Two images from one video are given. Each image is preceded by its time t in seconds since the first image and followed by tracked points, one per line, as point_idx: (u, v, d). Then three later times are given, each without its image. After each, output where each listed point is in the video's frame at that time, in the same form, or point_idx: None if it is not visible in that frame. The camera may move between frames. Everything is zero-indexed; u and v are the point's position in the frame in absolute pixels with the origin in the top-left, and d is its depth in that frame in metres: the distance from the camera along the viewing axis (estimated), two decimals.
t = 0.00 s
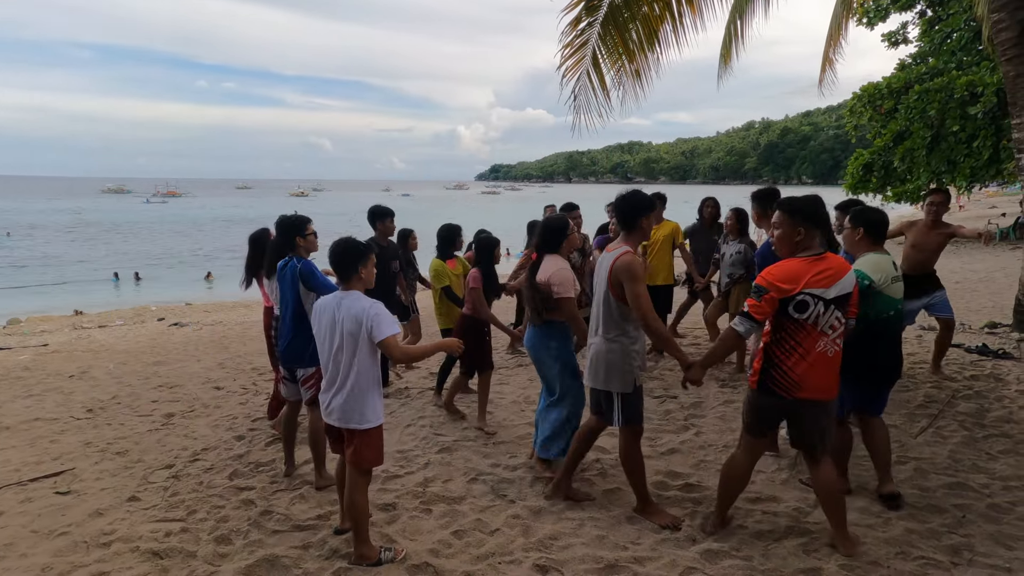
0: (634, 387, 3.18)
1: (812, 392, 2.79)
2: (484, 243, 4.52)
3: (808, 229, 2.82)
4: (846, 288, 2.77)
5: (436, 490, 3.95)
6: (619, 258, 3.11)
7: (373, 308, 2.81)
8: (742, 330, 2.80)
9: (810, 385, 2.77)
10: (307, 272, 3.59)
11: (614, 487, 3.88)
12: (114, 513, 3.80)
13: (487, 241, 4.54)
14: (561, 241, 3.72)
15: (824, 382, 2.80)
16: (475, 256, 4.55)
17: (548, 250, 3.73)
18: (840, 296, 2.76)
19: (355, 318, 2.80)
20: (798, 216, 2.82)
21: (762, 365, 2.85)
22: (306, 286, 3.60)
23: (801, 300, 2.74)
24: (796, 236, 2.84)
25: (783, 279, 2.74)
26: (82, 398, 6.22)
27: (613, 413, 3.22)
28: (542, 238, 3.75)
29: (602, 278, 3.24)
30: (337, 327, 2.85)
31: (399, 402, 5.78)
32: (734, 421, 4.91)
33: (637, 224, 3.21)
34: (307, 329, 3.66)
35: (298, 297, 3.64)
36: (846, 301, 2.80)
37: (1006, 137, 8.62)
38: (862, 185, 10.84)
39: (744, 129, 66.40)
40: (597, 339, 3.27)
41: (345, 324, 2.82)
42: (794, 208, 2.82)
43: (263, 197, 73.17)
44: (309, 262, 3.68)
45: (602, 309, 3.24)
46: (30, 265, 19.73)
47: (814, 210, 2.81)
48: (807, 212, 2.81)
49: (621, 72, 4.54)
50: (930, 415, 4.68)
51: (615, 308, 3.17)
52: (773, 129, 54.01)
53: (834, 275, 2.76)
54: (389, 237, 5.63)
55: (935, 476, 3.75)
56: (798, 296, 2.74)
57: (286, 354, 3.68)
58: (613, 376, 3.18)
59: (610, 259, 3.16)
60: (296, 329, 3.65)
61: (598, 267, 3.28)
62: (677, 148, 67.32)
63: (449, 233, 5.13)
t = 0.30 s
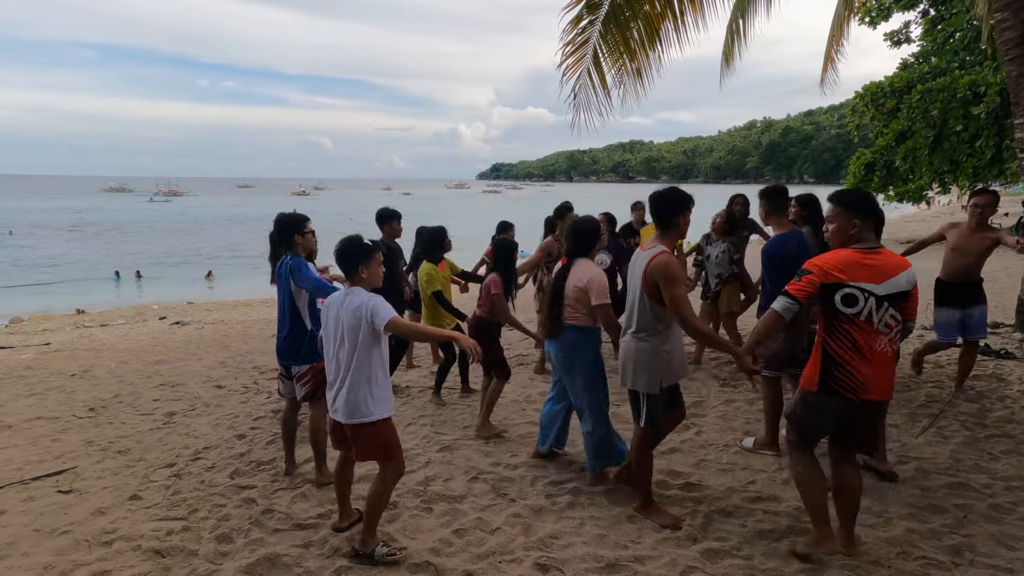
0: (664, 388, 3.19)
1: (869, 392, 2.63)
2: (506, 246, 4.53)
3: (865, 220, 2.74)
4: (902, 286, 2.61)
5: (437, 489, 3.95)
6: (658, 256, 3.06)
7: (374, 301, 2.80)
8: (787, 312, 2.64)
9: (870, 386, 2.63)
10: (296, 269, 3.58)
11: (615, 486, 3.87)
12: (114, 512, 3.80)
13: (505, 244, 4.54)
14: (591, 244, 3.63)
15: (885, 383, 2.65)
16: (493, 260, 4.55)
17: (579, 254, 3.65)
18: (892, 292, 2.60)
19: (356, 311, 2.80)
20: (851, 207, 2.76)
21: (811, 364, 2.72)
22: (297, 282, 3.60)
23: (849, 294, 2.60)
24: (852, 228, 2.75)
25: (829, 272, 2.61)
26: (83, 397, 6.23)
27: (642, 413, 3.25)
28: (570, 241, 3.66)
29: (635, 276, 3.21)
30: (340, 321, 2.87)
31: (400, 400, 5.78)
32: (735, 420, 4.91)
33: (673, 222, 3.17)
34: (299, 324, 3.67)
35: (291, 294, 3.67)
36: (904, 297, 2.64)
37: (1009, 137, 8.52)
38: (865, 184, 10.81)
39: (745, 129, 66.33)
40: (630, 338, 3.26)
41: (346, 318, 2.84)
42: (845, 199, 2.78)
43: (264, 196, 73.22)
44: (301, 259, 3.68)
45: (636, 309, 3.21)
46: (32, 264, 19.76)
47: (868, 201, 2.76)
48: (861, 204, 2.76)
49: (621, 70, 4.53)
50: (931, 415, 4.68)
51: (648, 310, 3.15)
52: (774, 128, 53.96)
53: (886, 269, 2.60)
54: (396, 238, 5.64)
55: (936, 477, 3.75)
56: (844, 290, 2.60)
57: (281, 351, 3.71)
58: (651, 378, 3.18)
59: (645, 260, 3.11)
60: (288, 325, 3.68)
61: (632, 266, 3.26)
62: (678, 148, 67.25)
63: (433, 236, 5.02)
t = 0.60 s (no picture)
0: (696, 388, 3.15)
1: (903, 400, 2.53)
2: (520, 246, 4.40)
3: (876, 224, 2.63)
4: (927, 288, 2.49)
5: (436, 488, 3.95)
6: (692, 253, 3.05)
7: (401, 318, 2.74)
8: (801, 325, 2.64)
9: (898, 394, 2.52)
10: (296, 269, 3.56)
11: (614, 485, 3.88)
12: (113, 511, 3.80)
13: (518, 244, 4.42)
14: (613, 244, 3.47)
15: (916, 391, 2.53)
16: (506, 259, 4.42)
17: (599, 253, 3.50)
18: (915, 296, 2.49)
19: (383, 326, 2.74)
20: (864, 209, 2.66)
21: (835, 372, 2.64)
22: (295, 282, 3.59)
23: (867, 301, 2.53)
24: (859, 231, 2.70)
25: (844, 280, 2.57)
26: (83, 396, 6.23)
27: (665, 411, 3.21)
28: (592, 240, 3.50)
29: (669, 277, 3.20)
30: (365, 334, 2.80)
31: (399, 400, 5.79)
32: (734, 420, 4.91)
33: (704, 221, 3.16)
34: (294, 325, 3.68)
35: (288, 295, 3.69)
36: (931, 300, 2.51)
37: (1008, 135, 8.49)
38: (864, 183, 10.80)
39: (745, 128, 66.29)
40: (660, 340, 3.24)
41: (372, 332, 2.77)
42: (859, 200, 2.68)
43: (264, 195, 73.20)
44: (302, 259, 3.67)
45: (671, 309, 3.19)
46: (32, 263, 19.77)
47: (887, 206, 2.61)
48: (875, 206, 2.63)
49: (621, 70, 4.53)
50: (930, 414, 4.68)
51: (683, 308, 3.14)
52: (774, 128, 53.93)
53: (907, 272, 2.50)
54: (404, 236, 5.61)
55: (935, 476, 3.75)
56: (861, 297, 2.54)
57: (276, 352, 3.72)
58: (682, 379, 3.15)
59: (677, 257, 3.12)
60: (283, 325, 3.69)
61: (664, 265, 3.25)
62: (678, 147, 67.19)
63: (429, 233, 5.09)
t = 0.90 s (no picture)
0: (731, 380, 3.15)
1: (922, 403, 2.55)
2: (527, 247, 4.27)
3: (922, 222, 2.62)
4: (965, 292, 2.51)
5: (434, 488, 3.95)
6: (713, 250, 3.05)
7: (450, 339, 2.68)
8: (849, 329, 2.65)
9: (916, 395, 2.55)
10: (326, 278, 3.57)
11: (613, 485, 3.87)
12: (111, 510, 3.79)
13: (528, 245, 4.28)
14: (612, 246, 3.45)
15: (938, 394, 2.54)
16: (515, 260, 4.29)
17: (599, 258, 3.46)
18: (953, 298, 2.51)
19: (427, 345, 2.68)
20: (913, 206, 2.65)
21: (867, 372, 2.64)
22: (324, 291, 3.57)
23: (904, 299, 2.56)
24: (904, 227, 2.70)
25: (886, 275, 2.59)
26: (80, 396, 6.22)
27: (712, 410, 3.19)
28: (590, 243, 3.45)
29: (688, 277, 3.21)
30: (408, 349, 2.75)
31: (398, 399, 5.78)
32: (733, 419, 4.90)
33: (727, 217, 3.15)
34: (313, 332, 3.65)
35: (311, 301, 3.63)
36: (967, 304, 2.52)
37: (1007, 134, 8.54)
38: (863, 182, 10.78)
39: (744, 127, 66.27)
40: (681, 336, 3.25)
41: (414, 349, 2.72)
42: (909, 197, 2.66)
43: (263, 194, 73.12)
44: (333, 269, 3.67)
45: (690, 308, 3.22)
46: (31, 262, 19.76)
47: (937, 203, 2.60)
48: (926, 205, 2.61)
49: (620, 69, 4.52)
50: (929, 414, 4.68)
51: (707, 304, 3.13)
52: (772, 126, 53.89)
53: (945, 275, 2.52)
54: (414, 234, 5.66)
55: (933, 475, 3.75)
56: (900, 295, 2.56)
57: (287, 358, 3.68)
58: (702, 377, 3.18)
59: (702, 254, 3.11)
60: (299, 332, 3.67)
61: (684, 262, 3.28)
62: (677, 146, 67.15)
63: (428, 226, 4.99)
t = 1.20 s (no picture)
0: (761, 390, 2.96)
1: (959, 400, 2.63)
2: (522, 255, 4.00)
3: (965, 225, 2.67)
4: (1005, 292, 2.56)
5: (432, 490, 3.94)
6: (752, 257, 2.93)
7: (540, 354, 2.42)
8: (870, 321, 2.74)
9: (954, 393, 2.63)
10: (368, 291, 3.47)
11: (611, 487, 3.87)
12: (107, 513, 3.78)
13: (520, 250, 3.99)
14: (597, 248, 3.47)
15: (975, 393, 2.61)
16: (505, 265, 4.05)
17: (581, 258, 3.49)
18: (993, 296, 2.57)
19: (518, 363, 2.40)
20: (953, 209, 2.70)
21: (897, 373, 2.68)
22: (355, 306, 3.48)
23: (943, 297, 2.62)
24: (946, 229, 2.74)
25: (924, 274, 2.66)
26: (77, 398, 6.21)
27: (740, 425, 2.97)
28: (577, 243, 3.46)
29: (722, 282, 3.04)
30: (493, 371, 2.46)
31: (396, 401, 5.78)
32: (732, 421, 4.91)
33: (756, 224, 3.04)
34: (337, 344, 3.59)
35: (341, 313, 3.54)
36: (1005, 303, 2.58)
37: (1002, 137, 8.58)
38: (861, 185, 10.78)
39: (742, 129, 66.41)
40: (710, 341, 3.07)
41: (502, 369, 2.42)
42: (948, 198, 2.71)
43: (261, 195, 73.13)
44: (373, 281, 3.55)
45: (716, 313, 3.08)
46: (29, 264, 19.75)
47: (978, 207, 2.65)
48: (967, 207, 2.66)
49: (619, 72, 4.52)
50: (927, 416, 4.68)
51: (744, 315, 2.97)
52: (770, 129, 53.97)
53: (982, 275, 2.58)
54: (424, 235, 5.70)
55: (931, 478, 3.75)
56: (939, 293, 2.63)
57: (315, 365, 3.70)
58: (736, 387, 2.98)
59: (738, 262, 2.97)
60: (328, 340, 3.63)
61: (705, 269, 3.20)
62: (675, 148, 67.22)
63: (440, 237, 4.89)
